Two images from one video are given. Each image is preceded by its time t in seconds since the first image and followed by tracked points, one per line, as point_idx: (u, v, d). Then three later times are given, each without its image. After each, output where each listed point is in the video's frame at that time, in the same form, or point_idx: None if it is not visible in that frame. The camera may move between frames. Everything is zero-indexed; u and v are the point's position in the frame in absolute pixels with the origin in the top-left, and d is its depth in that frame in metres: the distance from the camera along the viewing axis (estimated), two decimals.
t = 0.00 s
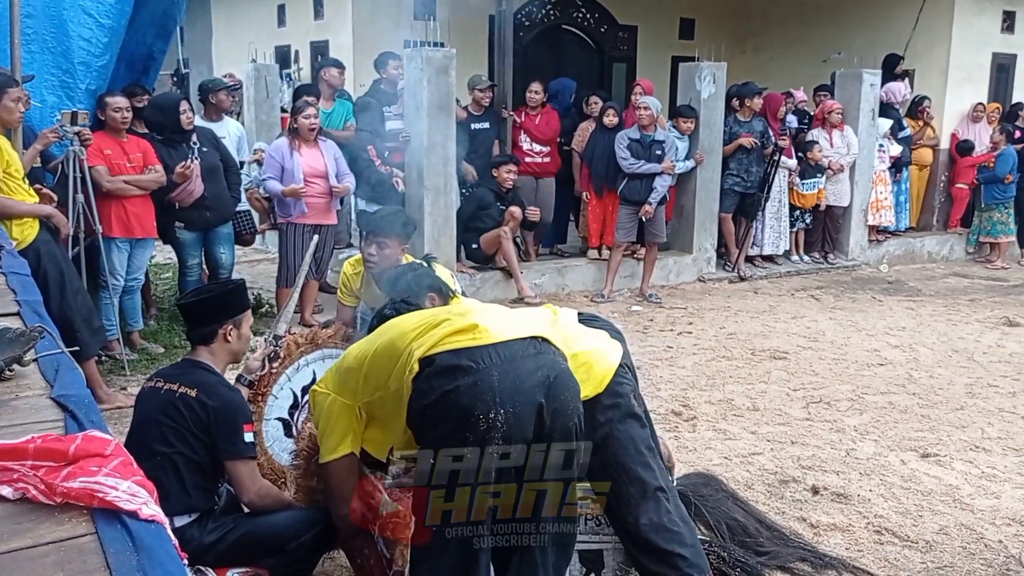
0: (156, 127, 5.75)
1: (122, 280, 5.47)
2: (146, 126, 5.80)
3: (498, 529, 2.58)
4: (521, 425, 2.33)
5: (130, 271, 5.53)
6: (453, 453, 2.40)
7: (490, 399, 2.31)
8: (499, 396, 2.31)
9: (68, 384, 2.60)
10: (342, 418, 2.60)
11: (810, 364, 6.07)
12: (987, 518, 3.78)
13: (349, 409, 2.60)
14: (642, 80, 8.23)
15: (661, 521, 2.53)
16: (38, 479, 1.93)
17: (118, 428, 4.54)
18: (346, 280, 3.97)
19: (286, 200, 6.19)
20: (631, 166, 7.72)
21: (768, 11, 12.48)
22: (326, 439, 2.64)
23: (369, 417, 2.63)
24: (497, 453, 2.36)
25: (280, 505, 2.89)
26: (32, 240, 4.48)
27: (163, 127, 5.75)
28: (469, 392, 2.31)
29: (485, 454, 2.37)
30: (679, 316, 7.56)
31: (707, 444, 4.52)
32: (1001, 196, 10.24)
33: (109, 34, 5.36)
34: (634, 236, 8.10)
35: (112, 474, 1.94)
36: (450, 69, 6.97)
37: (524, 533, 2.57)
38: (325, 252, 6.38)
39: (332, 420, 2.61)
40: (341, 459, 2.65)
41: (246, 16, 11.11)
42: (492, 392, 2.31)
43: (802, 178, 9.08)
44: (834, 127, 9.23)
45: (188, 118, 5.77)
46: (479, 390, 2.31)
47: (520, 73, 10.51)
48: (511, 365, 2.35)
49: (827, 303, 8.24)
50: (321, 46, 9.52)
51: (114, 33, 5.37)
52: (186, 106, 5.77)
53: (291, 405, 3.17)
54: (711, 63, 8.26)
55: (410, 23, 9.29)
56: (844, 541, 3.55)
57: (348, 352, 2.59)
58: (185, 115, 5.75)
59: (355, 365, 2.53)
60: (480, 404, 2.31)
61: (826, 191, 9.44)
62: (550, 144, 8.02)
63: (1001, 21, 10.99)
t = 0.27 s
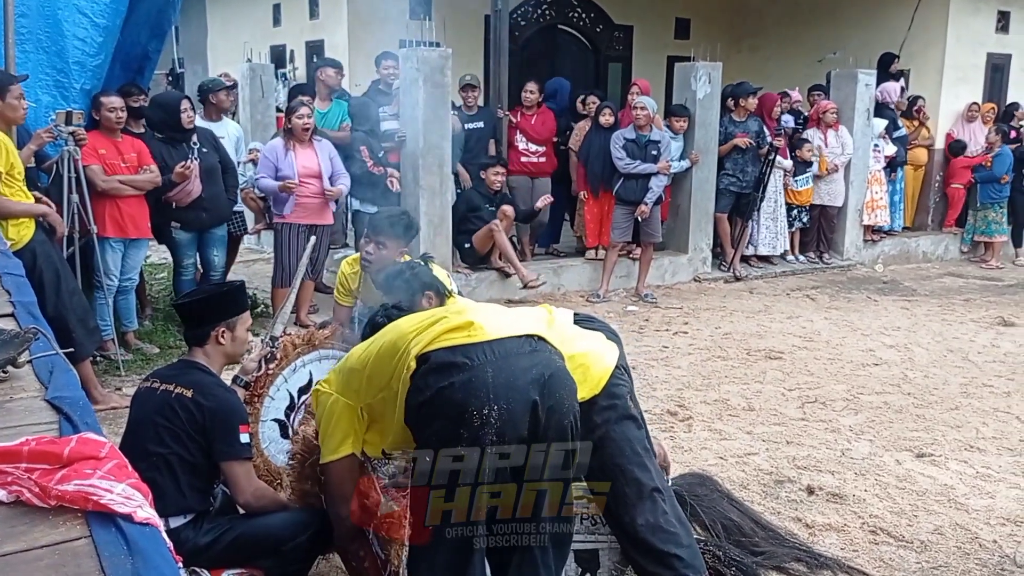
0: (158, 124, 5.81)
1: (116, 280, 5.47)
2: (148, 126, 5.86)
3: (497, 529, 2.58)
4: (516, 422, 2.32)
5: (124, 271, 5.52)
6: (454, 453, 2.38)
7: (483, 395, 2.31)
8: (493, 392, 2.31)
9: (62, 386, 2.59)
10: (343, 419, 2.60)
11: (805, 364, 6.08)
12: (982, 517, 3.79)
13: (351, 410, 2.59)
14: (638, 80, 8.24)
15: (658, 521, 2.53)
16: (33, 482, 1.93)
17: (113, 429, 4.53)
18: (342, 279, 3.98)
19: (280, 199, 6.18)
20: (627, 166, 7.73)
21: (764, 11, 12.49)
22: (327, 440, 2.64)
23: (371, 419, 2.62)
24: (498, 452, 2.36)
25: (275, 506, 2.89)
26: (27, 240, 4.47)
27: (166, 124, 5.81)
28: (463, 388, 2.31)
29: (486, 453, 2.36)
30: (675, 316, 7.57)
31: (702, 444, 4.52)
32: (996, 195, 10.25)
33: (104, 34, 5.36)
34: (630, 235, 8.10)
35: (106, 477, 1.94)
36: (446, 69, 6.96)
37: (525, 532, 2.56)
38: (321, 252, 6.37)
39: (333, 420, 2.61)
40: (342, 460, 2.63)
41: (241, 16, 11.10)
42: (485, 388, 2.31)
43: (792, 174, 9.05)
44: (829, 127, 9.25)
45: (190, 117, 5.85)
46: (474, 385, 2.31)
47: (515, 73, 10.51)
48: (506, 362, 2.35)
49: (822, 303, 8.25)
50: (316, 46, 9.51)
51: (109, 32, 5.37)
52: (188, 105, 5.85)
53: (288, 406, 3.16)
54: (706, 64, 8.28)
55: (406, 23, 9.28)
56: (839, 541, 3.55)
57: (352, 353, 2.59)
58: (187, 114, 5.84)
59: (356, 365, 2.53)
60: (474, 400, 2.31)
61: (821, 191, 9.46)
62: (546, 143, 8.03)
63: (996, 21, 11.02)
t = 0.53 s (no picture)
0: (162, 123, 5.81)
1: (113, 282, 5.47)
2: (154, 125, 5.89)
3: (497, 529, 2.57)
4: (512, 424, 2.32)
5: (121, 273, 5.53)
6: (454, 453, 2.38)
7: (480, 396, 2.31)
8: (490, 393, 2.31)
9: (58, 390, 2.59)
10: (348, 419, 2.59)
11: (802, 364, 6.08)
12: (979, 517, 3.80)
13: (355, 410, 2.58)
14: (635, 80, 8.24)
15: (655, 523, 2.53)
16: (28, 487, 1.93)
17: (110, 430, 4.53)
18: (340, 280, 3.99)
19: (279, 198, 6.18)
20: (624, 167, 7.72)
21: (760, 11, 12.51)
22: (331, 438, 2.64)
23: (375, 420, 2.60)
24: (498, 452, 2.36)
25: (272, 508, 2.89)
26: (24, 242, 4.46)
27: (169, 125, 5.82)
28: (460, 389, 2.31)
29: (486, 453, 2.36)
30: (673, 316, 7.57)
31: (699, 444, 4.53)
32: (994, 195, 10.31)
33: (100, 35, 5.36)
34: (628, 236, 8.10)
35: (102, 482, 1.93)
36: (442, 69, 6.96)
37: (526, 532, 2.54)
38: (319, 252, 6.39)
39: (337, 420, 2.61)
40: (344, 459, 2.63)
41: (238, 16, 11.09)
42: (482, 389, 2.31)
43: (789, 174, 9.10)
44: (825, 127, 9.27)
45: (193, 117, 5.82)
46: (471, 386, 2.31)
47: (513, 73, 10.52)
48: (503, 363, 2.35)
49: (819, 303, 8.26)
50: (313, 47, 9.50)
51: (105, 34, 5.37)
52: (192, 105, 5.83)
53: (281, 407, 3.16)
54: (702, 64, 8.30)
55: (403, 23, 9.29)
56: (836, 541, 3.56)
57: (356, 355, 2.58)
58: (191, 114, 5.80)
59: (360, 366, 2.51)
60: (471, 401, 2.31)
61: (818, 190, 9.46)
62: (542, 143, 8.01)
63: (992, 21, 11.04)
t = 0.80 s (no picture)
0: (167, 122, 5.82)
1: (112, 283, 5.46)
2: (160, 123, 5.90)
3: (497, 529, 2.58)
4: (509, 425, 2.31)
5: (121, 273, 5.52)
6: (455, 453, 2.38)
7: (477, 397, 2.31)
8: (487, 394, 2.31)
9: (56, 393, 2.59)
10: (351, 420, 2.61)
11: (801, 364, 6.09)
12: (977, 517, 3.80)
13: (358, 410, 2.59)
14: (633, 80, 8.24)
15: (653, 524, 2.53)
16: (26, 490, 1.93)
17: (109, 431, 4.53)
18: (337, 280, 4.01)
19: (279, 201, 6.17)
20: (623, 166, 7.71)
21: (759, 10, 12.51)
22: (335, 439, 2.65)
23: (378, 422, 2.61)
24: (498, 453, 2.36)
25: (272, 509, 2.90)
26: (22, 244, 4.46)
27: (174, 122, 5.82)
28: (457, 390, 2.32)
29: (486, 454, 2.36)
30: (671, 316, 7.58)
31: (698, 444, 4.53)
32: (992, 195, 10.28)
33: (98, 36, 5.37)
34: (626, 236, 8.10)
35: (100, 484, 1.93)
36: (441, 70, 6.96)
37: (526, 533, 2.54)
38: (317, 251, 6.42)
39: (340, 421, 2.61)
40: (348, 460, 2.64)
41: (237, 17, 11.09)
42: (479, 390, 2.31)
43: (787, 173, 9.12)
44: (824, 126, 9.26)
45: (199, 116, 5.85)
46: (469, 387, 2.31)
47: (512, 74, 10.52)
48: (501, 365, 2.34)
49: (818, 303, 8.26)
50: (311, 47, 9.50)
51: (103, 35, 5.39)
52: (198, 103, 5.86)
53: (280, 408, 3.17)
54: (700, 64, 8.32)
55: (402, 23, 9.29)
56: (835, 541, 3.56)
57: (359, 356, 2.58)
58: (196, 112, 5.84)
59: (362, 367, 2.52)
60: (468, 402, 2.31)
61: (816, 190, 9.46)
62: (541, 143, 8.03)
63: (990, 20, 11.05)
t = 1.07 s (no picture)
0: (172, 119, 5.82)
1: (112, 282, 5.46)
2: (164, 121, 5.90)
3: (497, 529, 2.59)
4: (506, 425, 2.31)
5: (120, 273, 5.52)
6: (455, 453, 2.38)
7: (475, 397, 2.31)
8: (485, 394, 2.31)
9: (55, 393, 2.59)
10: (352, 420, 2.60)
11: (801, 363, 6.09)
12: (976, 516, 3.80)
13: (359, 411, 2.58)
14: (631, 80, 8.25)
15: (652, 523, 2.53)
16: (24, 490, 1.93)
17: (109, 431, 4.53)
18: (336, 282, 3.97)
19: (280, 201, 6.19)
20: (622, 165, 7.71)
21: (758, 10, 12.51)
22: (335, 439, 2.64)
23: (379, 422, 2.61)
24: (497, 452, 2.36)
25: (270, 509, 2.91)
26: (21, 244, 4.47)
27: (179, 121, 5.82)
28: (455, 389, 2.32)
29: (486, 453, 2.36)
30: (671, 315, 7.57)
31: (697, 444, 4.53)
32: (996, 193, 10.27)
33: (98, 37, 5.37)
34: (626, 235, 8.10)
35: (98, 484, 1.93)
36: (440, 69, 6.96)
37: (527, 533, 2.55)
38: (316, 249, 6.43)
39: (342, 421, 2.61)
40: (348, 461, 2.63)
41: (236, 17, 11.10)
42: (477, 390, 2.31)
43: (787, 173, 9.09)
44: (823, 126, 9.25)
45: (202, 115, 5.85)
46: (466, 387, 2.31)
47: (511, 73, 10.52)
48: (499, 365, 2.35)
49: (818, 302, 8.26)
50: (311, 47, 9.50)
51: (103, 35, 5.39)
52: (202, 102, 5.86)
53: (280, 408, 3.18)
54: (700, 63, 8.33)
55: (401, 23, 9.29)
56: (835, 541, 3.56)
57: (361, 357, 2.58)
58: (200, 111, 5.84)
59: (363, 368, 2.52)
60: (465, 402, 2.31)
61: (816, 190, 9.46)
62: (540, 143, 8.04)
63: (990, 20, 11.05)
